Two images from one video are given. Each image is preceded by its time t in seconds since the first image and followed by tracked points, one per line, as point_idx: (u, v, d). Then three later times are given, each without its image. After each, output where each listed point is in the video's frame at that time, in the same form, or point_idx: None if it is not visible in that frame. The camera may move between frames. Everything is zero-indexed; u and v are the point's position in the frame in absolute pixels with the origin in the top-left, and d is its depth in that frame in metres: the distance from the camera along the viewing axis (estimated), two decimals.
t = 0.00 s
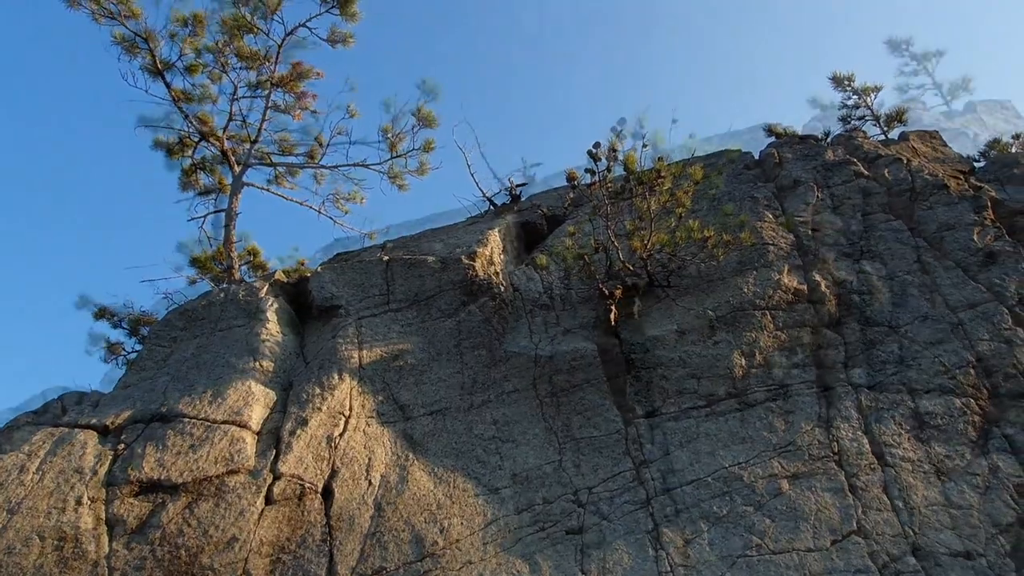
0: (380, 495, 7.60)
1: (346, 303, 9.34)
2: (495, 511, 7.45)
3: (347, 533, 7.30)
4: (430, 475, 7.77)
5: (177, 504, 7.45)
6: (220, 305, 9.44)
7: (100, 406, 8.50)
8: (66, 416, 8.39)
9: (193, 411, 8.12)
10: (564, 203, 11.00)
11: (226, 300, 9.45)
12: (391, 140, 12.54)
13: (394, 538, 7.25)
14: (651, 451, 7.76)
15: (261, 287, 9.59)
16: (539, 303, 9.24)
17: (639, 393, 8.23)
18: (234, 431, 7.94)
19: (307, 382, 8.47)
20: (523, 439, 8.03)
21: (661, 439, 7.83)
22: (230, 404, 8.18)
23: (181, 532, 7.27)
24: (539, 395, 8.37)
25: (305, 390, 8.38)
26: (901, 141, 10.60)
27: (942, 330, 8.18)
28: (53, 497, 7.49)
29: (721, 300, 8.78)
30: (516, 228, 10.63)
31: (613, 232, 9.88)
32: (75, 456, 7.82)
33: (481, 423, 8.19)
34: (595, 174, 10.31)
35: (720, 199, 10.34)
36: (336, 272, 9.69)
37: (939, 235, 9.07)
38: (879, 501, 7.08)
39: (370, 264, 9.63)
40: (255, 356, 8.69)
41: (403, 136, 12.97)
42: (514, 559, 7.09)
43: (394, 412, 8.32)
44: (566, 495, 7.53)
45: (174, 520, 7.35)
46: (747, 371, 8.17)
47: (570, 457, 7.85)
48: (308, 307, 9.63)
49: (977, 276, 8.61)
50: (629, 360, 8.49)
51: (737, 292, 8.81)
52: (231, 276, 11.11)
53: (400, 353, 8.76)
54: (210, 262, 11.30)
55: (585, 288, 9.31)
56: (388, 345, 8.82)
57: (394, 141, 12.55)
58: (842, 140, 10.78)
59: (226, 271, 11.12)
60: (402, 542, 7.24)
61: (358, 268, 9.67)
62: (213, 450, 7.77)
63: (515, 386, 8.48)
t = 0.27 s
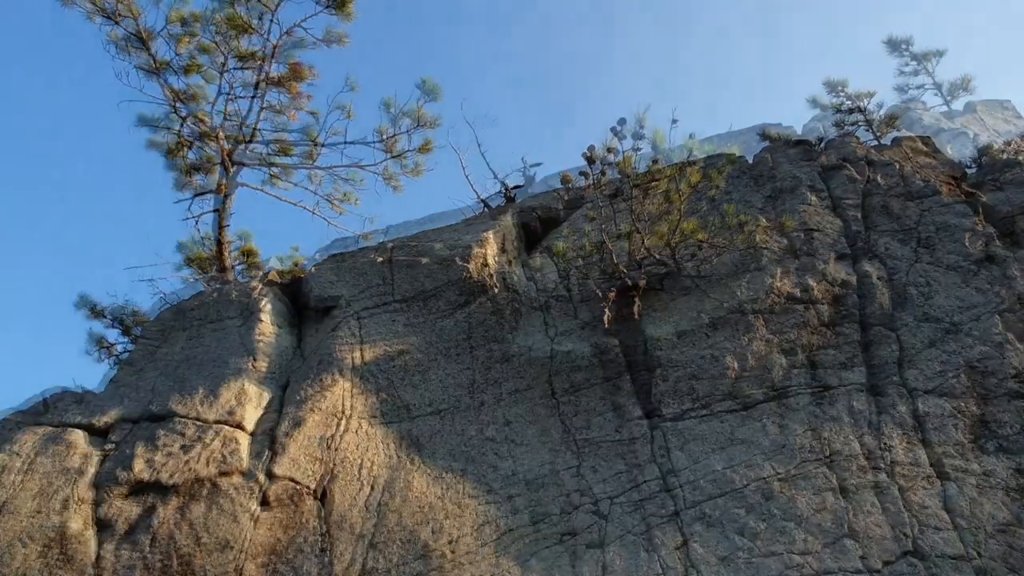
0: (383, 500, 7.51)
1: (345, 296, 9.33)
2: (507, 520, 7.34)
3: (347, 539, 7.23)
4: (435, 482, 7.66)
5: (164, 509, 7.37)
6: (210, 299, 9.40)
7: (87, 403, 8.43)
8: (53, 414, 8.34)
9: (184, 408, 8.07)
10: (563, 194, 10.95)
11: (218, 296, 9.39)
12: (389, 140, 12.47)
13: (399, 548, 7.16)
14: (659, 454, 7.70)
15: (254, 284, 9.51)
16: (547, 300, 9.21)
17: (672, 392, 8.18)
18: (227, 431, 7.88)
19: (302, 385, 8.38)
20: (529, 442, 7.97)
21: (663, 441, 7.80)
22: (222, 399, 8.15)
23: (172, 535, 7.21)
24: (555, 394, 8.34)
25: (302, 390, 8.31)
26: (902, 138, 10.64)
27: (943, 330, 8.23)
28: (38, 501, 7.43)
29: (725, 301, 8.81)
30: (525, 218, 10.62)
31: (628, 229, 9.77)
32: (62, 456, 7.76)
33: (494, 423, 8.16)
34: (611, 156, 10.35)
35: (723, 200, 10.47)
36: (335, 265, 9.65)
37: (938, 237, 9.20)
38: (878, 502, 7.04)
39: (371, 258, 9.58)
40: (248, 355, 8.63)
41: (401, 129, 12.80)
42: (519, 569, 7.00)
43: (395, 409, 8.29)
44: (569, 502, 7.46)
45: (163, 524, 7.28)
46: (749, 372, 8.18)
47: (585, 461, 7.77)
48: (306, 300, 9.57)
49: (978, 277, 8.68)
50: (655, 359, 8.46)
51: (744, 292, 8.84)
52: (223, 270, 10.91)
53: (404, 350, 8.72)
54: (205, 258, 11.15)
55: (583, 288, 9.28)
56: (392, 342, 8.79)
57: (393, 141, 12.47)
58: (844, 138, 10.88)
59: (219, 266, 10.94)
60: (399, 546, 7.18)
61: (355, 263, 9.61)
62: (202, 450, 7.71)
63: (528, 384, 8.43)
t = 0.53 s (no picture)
0: (383, 501, 7.49)
1: (346, 295, 9.34)
2: (507, 520, 7.33)
3: (348, 541, 7.21)
4: (437, 480, 7.67)
5: (164, 510, 7.37)
6: (210, 298, 9.42)
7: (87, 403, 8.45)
8: (52, 414, 8.36)
9: (183, 408, 8.07)
10: (562, 194, 10.95)
11: (218, 296, 9.41)
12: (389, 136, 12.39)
13: (401, 548, 7.15)
14: (659, 454, 7.70)
15: (253, 281, 9.53)
16: (547, 299, 9.24)
17: (673, 391, 8.17)
18: (227, 431, 7.87)
19: (304, 381, 8.42)
20: (530, 442, 7.97)
21: (663, 441, 7.80)
22: (222, 398, 8.16)
23: (172, 536, 7.20)
24: (555, 394, 8.33)
25: (302, 390, 8.31)
26: (903, 136, 10.58)
27: (942, 330, 8.22)
28: (37, 501, 7.42)
29: (725, 302, 8.86)
30: (525, 218, 10.64)
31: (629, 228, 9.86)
32: (61, 456, 7.76)
33: (496, 423, 8.14)
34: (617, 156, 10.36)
35: (723, 200, 10.57)
36: (335, 265, 9.65)
37: (937, 238, 9.22)
38: (878, 502, 7.03)
39: (376, 252, 9.67)
40: (247, 352, 8.65)
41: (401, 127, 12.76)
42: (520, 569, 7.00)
43: (395, 408, 8.27)
44: (570, 503, 7.44)
45: (163, 524, 7.27)
46: (749, 372, 8.18)
47: (585, 461, 7.76)
48: (306, 299, 9.57)
49: (977, 277, 8.69)
50: (656, 359, 8.46)
51: (744, 293, 8.88)
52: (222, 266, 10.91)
53: (404, 349, 8.72)
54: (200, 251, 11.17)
55: (583, 287, 9.33)
56: (392, 340, 8.80)
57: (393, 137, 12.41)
58: (843, 137, 10.91)
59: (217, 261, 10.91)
60: (400, 547, 7.17)
61: (356, 262, 9.62)
62: (201, 450, 7.71)
63: (529, 384, 8.43)
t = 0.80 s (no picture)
0: (383, 501, 7.49)
1: (346, 295, 9.35)
2: (507, 520, 7.32)
3: (349, 541, 7.21)
4: (437, 479, 7.67)
5: (164, 510, 7.37)
6: (210, 297, 9.42)
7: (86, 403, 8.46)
8: (52, 414, 8.36)
9: (183, 408, 8.07)
10: (562, 194, 10.95)
11: (218, 295, 9.42)
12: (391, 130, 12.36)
13: (400, 548, 7.15)
14: (659, 454, 7.70)
15: (253, 279, 9.53)
16: (547, 299, 9.31)
17: (673, 391, 8.17)
18: (227, 431, 7.87)
19: (305, 381, 8.43)
20: (531, 441, 7.97)
21: (663, 441, 7.79)
22: (223, 397, 8.17)
23: (172, 537, 7.20)
24: (555, 394, 8.32)
25: (303, 389, 8.32)
26: (903, 136, 10.58)
27: (942, 330, 8.22)
28: (36, 502, 7.42)
29: (725, 302, 8.88)
30: (525, 218, 10.64)
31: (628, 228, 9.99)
32: (60, 456, 7.76)
33: (497, 423, 8.13)
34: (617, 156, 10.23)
35: (722, 200, 10.62)
36: (334, 264, 9.65)
37: (938, 237, 9.22)
38: (877, 502, 7.03)
39: (374, 252, 9.65)
40: (248, 351, 8.65)
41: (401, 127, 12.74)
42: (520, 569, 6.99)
43: (395, 408, 8.27)
44: (570, 504, 7.44)
45: (163, 525, 7.27)
46: (749, 372, 8.18)
47: (585, 461, 7.76)
48: (307, 299, 9.58)
49: (977, 277, 8.70)
50: (656, 359, 8.47)
51: (744, 293, 8.91)
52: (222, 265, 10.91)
53: (404, 349, 8.73)
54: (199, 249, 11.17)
55: (583, 287, 9.44)
56: (392, 340, 8.81)
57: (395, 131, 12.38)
58: (844, 136, 10.95)
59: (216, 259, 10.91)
60: (399, 547, 7.16)
61: (356, 262, 9.62)
62: (201, 450, 7.71)
63: (529, 384, 8.42)
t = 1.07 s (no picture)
0: (383, 502, 7.49)
1: (346, 295, 9.36)
2: (507, 520, 7.32)
3: (348, 541, 7.20)
4: (436, 479, 7.67)
5: (164, 510, 7.36)
6: (210, 297, 9.43)
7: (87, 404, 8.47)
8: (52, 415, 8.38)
9: (183, 408, 8.07)
10: (562, 194, 10.96)
11: (218, 296, 9.43)
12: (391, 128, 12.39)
13: (400, 548, 7.14)
14: (659, 454, 7.70)
15: (253, 278, 9.55)
16: (547, 299, 9.32)
17: (673, 391, 8.17)
18: (228, 431, 7.87)
19: (305, 381, 8.44)
20: (531, 441, 7.97)
21: (663, 441, 7.80)
22: (224, 397, 8.18)
23: (172, 537, 7.19)
24: (555, 394, 8.32)
25: (303, 389, 8.34)
26: (903, 136, 10.64)
27: (942, 330, 8.22)
28: (36, 502, 7.42)
29: (725, 302, 8.89)
30: (525, 218, 10.65)
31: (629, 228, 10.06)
32: (61, 456, 7.77)
33: (497, 423, 8.13)
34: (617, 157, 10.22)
35: (722, 200, 10.64)
36: (335, 265, 9.66)
37: (938, 237, 9.23)
38: (877, 502, 7.03)
39: (375, 252, 9.67)
40: (248, 351, 8.67)
41: (400, 127, 12.75)
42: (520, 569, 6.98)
43: (395, 408, 8.28)
44: (571, 504, 7.43)
45: (164, 525, 7.27)
46: (749, 372, 8.19)
47: (585, 461, 7.76)
48: (307, 299, 9.60)
49: (977, 277, 8.70)
50: (656, 359, 8.47)
51: (744, 293, 8.92)
52: (221, 264, 10.91)
53: (404, 349, 8.74)
54: (198, 247, 11.17)
55: (583, 287, 9.45)
56: (392, 340, 8.82)
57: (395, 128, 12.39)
58: (842, 137, 10.96)
59: (216, 259, 10.91)
60: (399, 547, 7.16)
61: (356, 263, 9.64)
62: (201, 450, 7.71)
63: (529, 384, 8.43)
